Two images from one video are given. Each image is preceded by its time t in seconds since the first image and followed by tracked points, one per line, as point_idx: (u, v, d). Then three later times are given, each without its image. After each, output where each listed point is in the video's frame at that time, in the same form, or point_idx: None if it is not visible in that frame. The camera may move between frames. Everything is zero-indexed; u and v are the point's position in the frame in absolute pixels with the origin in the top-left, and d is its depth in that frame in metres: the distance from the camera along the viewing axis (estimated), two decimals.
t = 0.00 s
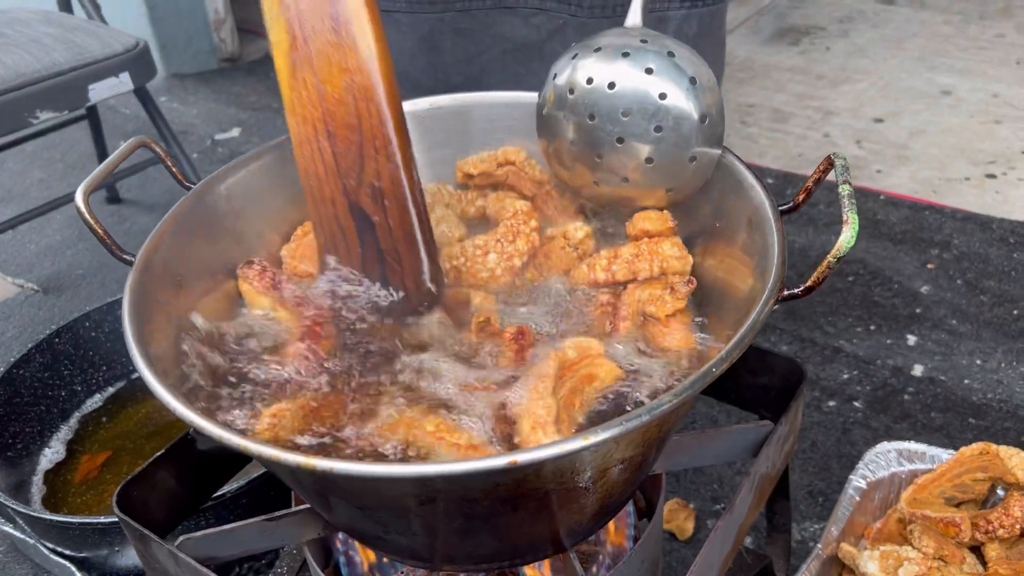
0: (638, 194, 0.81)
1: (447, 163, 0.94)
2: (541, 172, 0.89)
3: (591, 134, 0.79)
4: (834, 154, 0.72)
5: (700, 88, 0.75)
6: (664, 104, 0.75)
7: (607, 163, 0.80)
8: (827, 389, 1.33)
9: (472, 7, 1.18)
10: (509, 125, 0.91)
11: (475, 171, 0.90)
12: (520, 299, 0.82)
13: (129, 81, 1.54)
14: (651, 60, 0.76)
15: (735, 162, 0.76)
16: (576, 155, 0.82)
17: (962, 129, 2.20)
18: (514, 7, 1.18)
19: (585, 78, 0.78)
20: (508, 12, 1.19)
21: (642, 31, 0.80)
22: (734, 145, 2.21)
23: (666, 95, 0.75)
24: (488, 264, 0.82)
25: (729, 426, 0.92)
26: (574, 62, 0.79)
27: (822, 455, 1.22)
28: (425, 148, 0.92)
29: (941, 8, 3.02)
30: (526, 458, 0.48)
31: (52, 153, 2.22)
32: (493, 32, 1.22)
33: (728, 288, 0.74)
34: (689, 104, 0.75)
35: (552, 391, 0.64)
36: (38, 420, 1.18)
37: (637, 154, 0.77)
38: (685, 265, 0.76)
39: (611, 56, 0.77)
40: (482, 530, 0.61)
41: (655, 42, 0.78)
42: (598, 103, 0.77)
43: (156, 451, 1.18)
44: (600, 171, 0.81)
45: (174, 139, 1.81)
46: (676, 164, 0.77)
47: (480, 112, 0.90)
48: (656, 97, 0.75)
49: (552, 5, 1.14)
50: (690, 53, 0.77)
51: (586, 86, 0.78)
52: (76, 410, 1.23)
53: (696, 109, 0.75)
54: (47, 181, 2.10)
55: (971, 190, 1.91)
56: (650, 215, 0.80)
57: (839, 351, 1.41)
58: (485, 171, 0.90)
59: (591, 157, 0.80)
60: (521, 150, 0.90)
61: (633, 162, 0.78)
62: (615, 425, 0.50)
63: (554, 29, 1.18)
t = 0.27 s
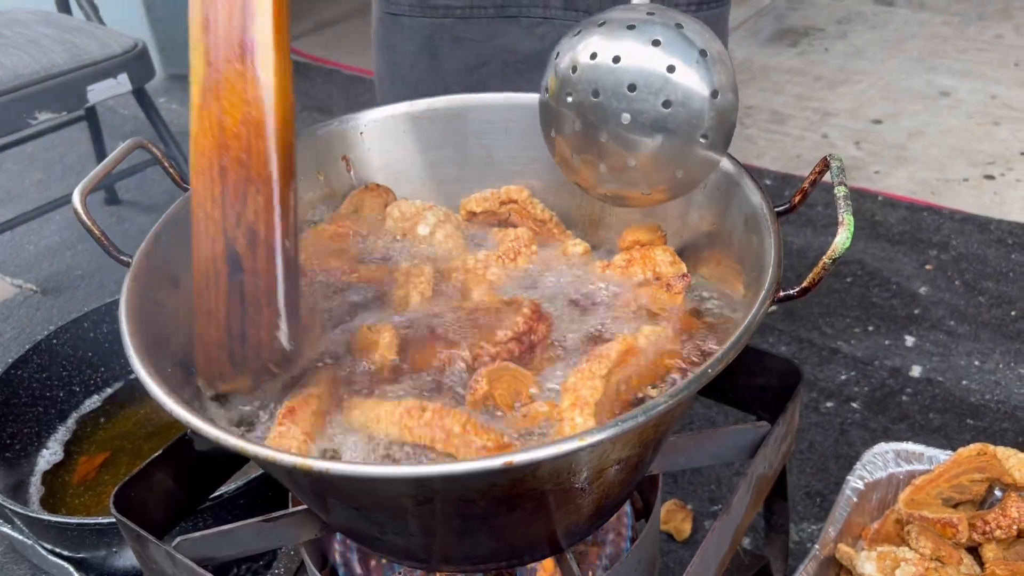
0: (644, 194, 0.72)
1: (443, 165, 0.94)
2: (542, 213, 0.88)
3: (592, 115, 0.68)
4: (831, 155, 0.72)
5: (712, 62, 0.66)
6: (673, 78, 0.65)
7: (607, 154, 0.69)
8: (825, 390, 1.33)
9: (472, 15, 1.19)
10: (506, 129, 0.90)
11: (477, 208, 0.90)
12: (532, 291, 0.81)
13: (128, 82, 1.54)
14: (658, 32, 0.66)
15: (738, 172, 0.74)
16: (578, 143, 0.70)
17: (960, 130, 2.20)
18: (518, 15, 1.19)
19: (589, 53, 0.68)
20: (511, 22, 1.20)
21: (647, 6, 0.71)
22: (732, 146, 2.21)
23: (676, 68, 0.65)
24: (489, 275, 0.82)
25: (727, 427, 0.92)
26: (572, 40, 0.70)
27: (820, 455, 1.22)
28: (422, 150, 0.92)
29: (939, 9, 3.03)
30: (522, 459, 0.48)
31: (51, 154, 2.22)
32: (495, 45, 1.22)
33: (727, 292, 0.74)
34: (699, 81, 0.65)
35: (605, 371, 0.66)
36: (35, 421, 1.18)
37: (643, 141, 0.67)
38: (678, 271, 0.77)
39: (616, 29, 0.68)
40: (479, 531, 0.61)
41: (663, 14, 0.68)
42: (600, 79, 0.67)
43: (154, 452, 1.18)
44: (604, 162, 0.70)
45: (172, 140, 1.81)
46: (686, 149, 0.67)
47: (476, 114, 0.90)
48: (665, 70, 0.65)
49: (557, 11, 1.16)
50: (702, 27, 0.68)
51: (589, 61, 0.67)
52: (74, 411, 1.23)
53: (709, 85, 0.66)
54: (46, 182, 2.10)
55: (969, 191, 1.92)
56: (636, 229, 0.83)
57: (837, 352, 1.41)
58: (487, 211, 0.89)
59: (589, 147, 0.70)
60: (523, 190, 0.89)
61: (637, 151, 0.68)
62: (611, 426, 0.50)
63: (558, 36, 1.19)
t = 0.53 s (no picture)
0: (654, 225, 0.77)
1: (444, 166, 0.94)
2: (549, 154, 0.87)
3: (604, 152, 0.74)
4: (833, 157, 0.72)
5: (719, 99, 0.71)
6: (681, 116, 0.70)
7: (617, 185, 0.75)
8: (825, 391, 1.34)
9: (492, 9, 1.19)
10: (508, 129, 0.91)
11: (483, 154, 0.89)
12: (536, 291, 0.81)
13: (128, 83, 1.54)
14: (666, 71, 0.72)
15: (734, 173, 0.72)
16: (588, 176, 0.77)
17: (960, 131, 2.21)
18: (534, 9, 1.20)
19: (597, 92, 0.74)
20: (528, 15, 1.21)
21: (657, 44, 0.77)
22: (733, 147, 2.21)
23: (684, 106, 0.70)
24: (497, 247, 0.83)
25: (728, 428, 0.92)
26: (584, 79, 0.75)
27: (820, 457, 1.23)
28: (422, 151, 0.92)
29: (939, 11, 3.03)
30: (525, 461, 0.48)
31: (51, 154, 2.22)
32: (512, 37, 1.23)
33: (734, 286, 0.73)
34: (707, 117, 0.70)
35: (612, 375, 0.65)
36: (36, 422, 1.18)
37: (653, 175, 0.72)
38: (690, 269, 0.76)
39: (624, 68, 0.74)
40: (481, 533, 0.61)
41: (669, 53, 0.74)
42: (611, 117, 0.73)
43: (155, 453, 1.18)
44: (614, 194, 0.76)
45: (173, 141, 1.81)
46: (692, 183, 0.72)
47: (478, 116, 0.90)
48: (673, 109, 0.71)
49: (572, 7, 1.18)
50: (708, 65, 0.73)
51: (597, 100, 0.74)
52: (75, 412, 1.23)
53: (716, 122, 0.70)
54: (46, 183, 2.10)
55: (969, 192, 1.92)
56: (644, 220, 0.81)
57: (837, 353, 1.41)
58: (492, 155, 0.89)
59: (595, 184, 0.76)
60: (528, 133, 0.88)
61: (648, 184, 0.73)
62: (614, 428, 0.50)
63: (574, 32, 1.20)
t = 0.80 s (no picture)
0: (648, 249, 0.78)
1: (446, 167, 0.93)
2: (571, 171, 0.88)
3: (588, 181, 0.77)
4: (833, 158, 0.72)
5: (701, 124, 0.73)
6: (661, 143, 0.73)
7: (607, 209, 0.77)
8: (825, 392, 1.34)
9: (475, 10, 1.18)
10: (509, 130, 0.91)
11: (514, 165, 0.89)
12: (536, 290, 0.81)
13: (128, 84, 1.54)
14: (646, 99, 0.74)
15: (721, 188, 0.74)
16: (576, 203, 0.79)
17: (960, 132, 2.21)
18: (519, 11, 1.18)
19: (580, 122, 0.76)
20: (512, 18, 1.19)
21: (641, 71, 0.79)
22: (732, 148, 2.22)
23: (663, 133, 0.73)
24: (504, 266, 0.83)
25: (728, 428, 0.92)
26: (567, 109, 0.78)
27: (820, 457, 1.23)
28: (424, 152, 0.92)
29: (938, 12, 3.03)
30: (525, 461, 0.48)
31: (51, 155, 2.22)
32: (497, 38, 1.22)
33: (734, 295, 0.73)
34: (688, 143, 0.72)
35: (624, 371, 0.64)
36: (36, 423, 1.18)
37: (640, 198, 0.75)
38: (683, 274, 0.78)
39: (606, 96, 0.76)
40: (481, 533, 0.61)
41: (651, 81, 0.77)
42: (593, 145, 0.75)
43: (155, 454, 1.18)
44: (604, 218, 0.78)
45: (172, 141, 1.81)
46: (677, 207, 0.74)
47: (480, 116, 0.90)
48: (652, 136, 0.73)
49: (557, 10, 1.16)
50: (689, 91, 0.76)
51: (580, 130, 0.76)
52: (74, 413, 1.23)
53: (697, 148, 0.73)
54: (45, 184, 2.10)
55: (968, 193, 1.92)
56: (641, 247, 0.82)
57: (837, 353, 1.41)
58: (523, 167, 0.89)
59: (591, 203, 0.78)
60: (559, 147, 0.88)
61: (636, 206, 0.75)
62: (614, 428, 0.50)
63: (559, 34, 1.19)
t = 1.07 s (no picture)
0: (644, 249, 0.79)
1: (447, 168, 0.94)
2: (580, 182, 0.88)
3: (592, 179, 0.77)
4: (832, 158, 0.72)
5: (707, 126, 0.73)
6: (668, 143, 0.73)
7: (609, 207, 0.77)
8: (825, 392, 1.34)
9: (447, 10, 1.19)
10: (509, 130, 0.91)
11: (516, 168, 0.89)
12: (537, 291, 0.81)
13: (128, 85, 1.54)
14: (653, 100, 0.74)
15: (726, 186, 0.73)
16: (579, 203, 0.80)
17: (959, 133, 2.21)
18: (490, 13, 1.19)
19: (586, 120, 0.76)
20: (484, 20, 1.20)
21: (650, 73, 0.79)
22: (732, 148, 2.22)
23: (669, 134, 0.73)
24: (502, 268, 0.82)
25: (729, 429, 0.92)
26: (575, 107, 0.78)
27: (820, 458, 1.23)
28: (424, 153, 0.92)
29: (938, 12, 3.04)
30: (525, 462, 0.48)
31: (51, 156, 2.22)
32: (469, 40, 1.23)
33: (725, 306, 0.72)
34: (694, 144, 0.72)
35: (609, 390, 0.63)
36: (36, 423, 1.18)
37: (644, 197, 0.75)
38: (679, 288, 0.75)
39: (613, 96, 0.76)
40: (481, 534, 0.61)
41: (657, 82, 0.77)
42: (599, 144, 0.75)
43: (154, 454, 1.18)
44: (602, 219, 0.79)
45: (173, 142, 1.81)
46: (681, 205, 0.74)
47: (479, 117, 0.90)
48: (658, 136, 0.73)
49: (532, 12, 1.16)
50: (696, 94, 0.76)
51: (587, 128, 0.76)
52: (74, 413, 1.23)
53: (703, 148, 0.72)
54: (46, 184, 2.10)
55: (968, 193, 1.92)
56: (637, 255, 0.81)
57: (837, 354, 1.41)
58: (525, 172, 0.89)
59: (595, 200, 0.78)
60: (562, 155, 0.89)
61: (640, 206, 0.75)
62: (614, 429, 0.50)
63: (531, 37, 1.20)
